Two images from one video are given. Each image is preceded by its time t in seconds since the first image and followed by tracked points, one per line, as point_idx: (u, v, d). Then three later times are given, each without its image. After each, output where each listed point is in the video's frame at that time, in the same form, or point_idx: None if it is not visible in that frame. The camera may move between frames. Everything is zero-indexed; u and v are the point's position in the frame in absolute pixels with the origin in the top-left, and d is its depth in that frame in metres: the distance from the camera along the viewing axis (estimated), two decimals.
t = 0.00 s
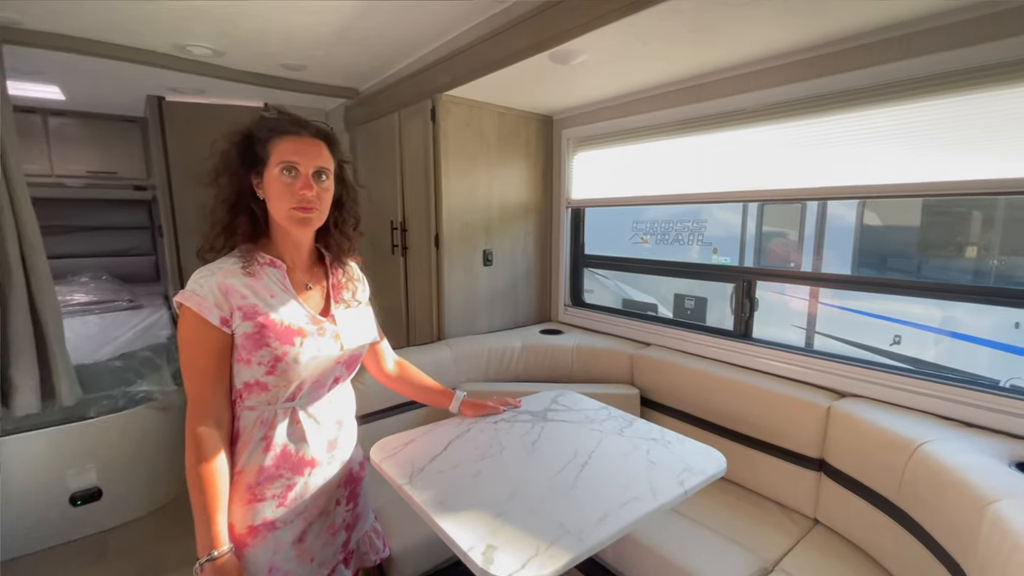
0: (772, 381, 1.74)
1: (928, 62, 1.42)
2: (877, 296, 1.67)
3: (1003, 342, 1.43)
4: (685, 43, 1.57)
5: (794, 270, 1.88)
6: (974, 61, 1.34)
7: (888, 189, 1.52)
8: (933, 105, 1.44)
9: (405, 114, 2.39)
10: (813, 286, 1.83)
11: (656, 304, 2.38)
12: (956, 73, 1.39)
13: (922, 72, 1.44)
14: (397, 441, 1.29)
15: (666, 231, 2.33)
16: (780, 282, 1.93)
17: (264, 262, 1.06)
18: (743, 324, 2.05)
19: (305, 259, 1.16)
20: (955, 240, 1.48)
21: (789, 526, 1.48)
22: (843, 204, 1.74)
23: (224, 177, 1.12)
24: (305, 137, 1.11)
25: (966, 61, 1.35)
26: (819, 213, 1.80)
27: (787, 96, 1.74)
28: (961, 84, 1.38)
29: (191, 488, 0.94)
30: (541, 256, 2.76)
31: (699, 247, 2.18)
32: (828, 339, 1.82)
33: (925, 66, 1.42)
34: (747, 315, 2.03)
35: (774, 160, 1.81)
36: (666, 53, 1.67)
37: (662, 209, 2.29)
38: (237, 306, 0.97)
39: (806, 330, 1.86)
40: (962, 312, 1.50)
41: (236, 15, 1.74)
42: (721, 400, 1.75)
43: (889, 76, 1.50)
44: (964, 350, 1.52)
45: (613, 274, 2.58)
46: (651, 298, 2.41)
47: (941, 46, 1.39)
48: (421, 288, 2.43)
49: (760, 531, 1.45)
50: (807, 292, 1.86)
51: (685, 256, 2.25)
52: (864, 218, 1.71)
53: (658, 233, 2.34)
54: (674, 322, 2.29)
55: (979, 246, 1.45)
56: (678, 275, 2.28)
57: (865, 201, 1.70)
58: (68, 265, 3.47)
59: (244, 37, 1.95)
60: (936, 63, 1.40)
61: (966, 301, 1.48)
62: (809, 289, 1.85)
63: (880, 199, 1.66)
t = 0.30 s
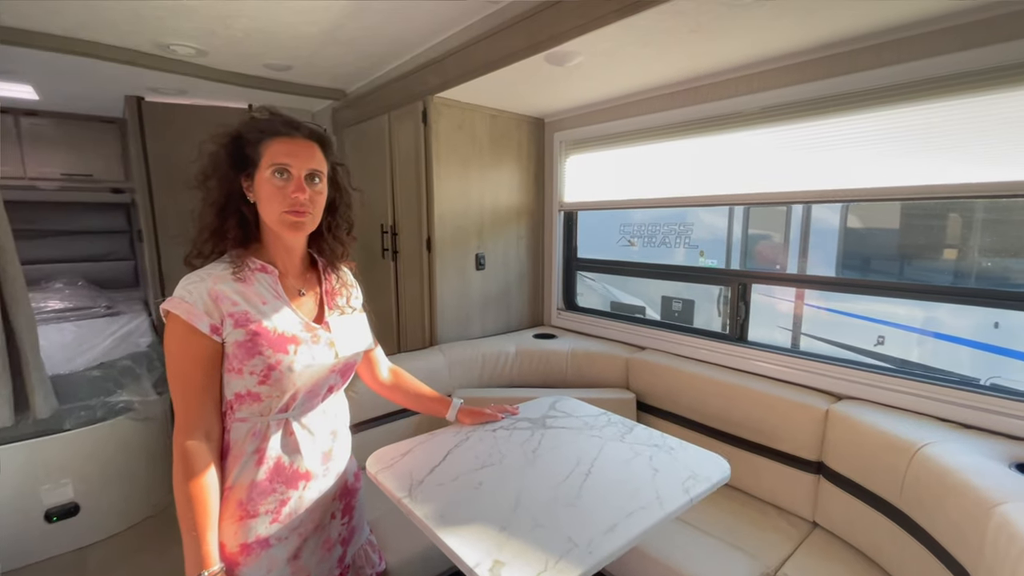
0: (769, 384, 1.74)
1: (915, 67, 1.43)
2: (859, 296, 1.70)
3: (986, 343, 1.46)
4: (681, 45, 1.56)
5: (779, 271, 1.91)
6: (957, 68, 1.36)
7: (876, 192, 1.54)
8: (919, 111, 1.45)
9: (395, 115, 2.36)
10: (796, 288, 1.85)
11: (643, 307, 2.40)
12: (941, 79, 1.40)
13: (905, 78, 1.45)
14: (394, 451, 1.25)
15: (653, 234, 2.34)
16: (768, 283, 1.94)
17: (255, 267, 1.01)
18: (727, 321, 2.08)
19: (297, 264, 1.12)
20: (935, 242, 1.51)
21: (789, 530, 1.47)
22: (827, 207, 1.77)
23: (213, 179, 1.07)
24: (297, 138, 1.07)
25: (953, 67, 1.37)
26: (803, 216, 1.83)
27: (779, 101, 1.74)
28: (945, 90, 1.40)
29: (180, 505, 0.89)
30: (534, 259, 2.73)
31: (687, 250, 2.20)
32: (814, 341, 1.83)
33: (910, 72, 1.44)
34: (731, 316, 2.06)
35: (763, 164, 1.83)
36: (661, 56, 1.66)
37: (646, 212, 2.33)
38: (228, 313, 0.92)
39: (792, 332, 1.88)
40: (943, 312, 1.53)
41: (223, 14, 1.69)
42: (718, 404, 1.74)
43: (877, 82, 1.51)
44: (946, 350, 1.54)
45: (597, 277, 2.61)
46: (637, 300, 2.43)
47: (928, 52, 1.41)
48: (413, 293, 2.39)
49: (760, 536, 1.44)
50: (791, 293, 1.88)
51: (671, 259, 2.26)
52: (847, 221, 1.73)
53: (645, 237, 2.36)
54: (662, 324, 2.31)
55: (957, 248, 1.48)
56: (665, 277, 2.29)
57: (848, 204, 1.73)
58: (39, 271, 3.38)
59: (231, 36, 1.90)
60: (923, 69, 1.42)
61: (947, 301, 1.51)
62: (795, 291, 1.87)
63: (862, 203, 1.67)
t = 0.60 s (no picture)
0: (764, 385, 1.75)
1: (903, 71, 1.45)
2: (843, 295, 1.73)
3: (967, 341, 1.49)
4: (676, 47, 1.56)
5: (765, 271, 1.93)
6: (949, 70, 1.38)
7: (864, 193, 1.56)
8: (910, 114, 1.47)
9: (385, 116, 2.33)
10: (782, 288, 1.88)
11: (631, 308, 2.42)
12: (928, 83, 1.43)
13: (898, 80, 1.47)
14: (390, 458, 1.23)
15: (641, 235, 2.35)
16: (755, 284, 1.96)
17: (248, 271, 0.98)
18: (714, 321, 2.10)
19: (291, 268, 1.09)
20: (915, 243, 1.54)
21: (786, 530, 1.48)
22: (810, 209, 1.77)
23: (204, 180, 1.04)
24: (290, 139, 1.04)
25: (940, 71, 1.40)
26: (788, 217, 1.85)
27: (771, 103, 1.76)
28: (934, 93, 1.42)
29: (173, 519, 0.86)
30: (526, 261, 2.71)
31: (674, 251, 2.22)
32: (800, 341, 1.85)
33: (904, 75, 1.45)
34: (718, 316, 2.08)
35: (750, 165, 1.85)
36: (655, 57, 1.67)
37: (631, 214, 2.35)
38: (221, 319, 0.89)
39: (778, 332, 1.90)
40: (925, 313, 1.56)
41: (209, 11, 1.65)
42: (713, 405, 1.75)
43: (866, 85, 1.53)
44: (929, 350, 1.57)
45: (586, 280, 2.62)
46: (625, 301, 2.45)
47: (915, 56, 1.43)
48: (404, 296, 2.36)
49: (758, 537, 1.44)
50: (777, 294, 1.90)
51: (657, 260, 2.29)
52: (830, 223, 1.74)
53: (632, 239, 2.37)
54: (650, 325, 2.33)
55: (938, 247, 1.51)
56: (652, 278, 2.31)
57: (831, 206, 1.73)
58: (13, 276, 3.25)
59: (217, 34, 1.86)
60: (910, 73, 1.44)
61: (929, 300, 1.54)
62: (781, 292, 1.88)
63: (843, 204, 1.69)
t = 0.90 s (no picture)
0: (755, 382, 1.76)
1: (888, 73, 1.48)
2: (829, 292, 1.76)
3: (947, 338, 1.52)
4: (668, 47, 1.57)
5: (753, 270, 1.95)
6: (936, 72, 1.41)
7: (849, 193, 1.59)
8: (896, 115, 1.50)
9: (376, 115, 2.31)
10: (770, 288, 1.90)
11: (620, 308, 2.44)
12: (913, 84, 1.46)
13: (893, 80, 1.48)
14: (386, 459, 1.22)
15: (629, 236, 2.38)
16: (743, 283, 1.99)
17: (242, 271, 0.97)
18: (702, 320, 2.13)
19: (285, 268, 1.07)
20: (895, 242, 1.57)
21: (778, 526, 1.50)
22: (797, 210, 1.81)
23: (195, 178, 1.02)
24: (283, 136, 1.03)
25: (924, 73, 1.43)
26: (774, 218, 1.87)
27: (761, 104, 1.78)
28: (921, 94, 1.45)
29: (165, 524, 0.84)
30: (517, 262, 2.71)
31: (662, 252, 2.24)
32: (787, 338, 1.88)
33: (898, 75, 1.47)
34: (706, 315, 2.11)
35: (737, 167, 1.88)
36: (646, 58, 1.68)
37: (618, 214, 2.38)
38: (215, 320, 0.88)
39: (766, 330, 1.93)
40: (907, 310, 1.59)
41: (195, 7, 1.62)
42: (705, 403, 1.76)
43: (852, 86, 1.56)
44: (911, 346, 1.60)
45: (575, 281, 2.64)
46: (614, 301, 2.47)
47: (900, 59, 1.46)
48: (395, 297, 2.34)
49: (751, 533, 1.45)
50: (765, 293, 1.93)
51: (645, 260, 2.31)
52: (815, 224, 1.78)
53: (621, 239, 2.40)
54: (640, 324, 2.35)
55: (919, 248, 1.54)
56: (642, 278, 2.33)
57: (817, 207, 1.76)
58: None
59: (204, 31, 1.83)
60: (894, 75, 1.47)
61: (911, 298, 1.57)
62: (768, 290, 1.91)
63: (826, 205, 1.73)
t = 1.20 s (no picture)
0: (747, 381, 1.77)
1: (880, 73, 1.49)
2: (817, 292, 1.77)
3: (932, 336, 1.54)
4: (660, 47, 1.57)
5: (743, 269, 1.97)
6: (923, 74, 1.43)
7: (838, 194, 1.61)
8: (884, 116, 1.52)
9: (366, 115, 2.29)
10: (760, 287, 1.92)
11: (611, 308, 2.45)
12: (901, 86, 1.48)
13: (884, 81, 1.49)
14: (379, 462, 1.20)
15: (619, 236, 2.39)
16: (734, 283, 2.00)
17: (231, 272, 0.95)
18: (693, 320, 2.14)
19: (276, 268, 1.06)
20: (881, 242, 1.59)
21: (771, 524, 1.50)
22: (785, 211, 1.82)
23: (182, 179, 1.00)
24: (273, 135, 1.01)
25: (912, 75, 1.45)
26: (762, 218, 1.89)
27: (752, 104, 1.79)
28: (909, 96, 1.47)
29: (153, 531, 0.82)
30: (509, 262, 2.70)
31: (653, 252, 2.25)
32: (776, 337, 1.90)
33: (888, 76, 1.48)
34: (697, 315, 2.12)
35: (726, 167, 1.89)
36: (638, 58, 1.68)
37: (609, 214, 2.39)
38: (204, 323, 0.86)
39: (755, 330, 1.94)
40: (893, 309, 1.61)
41: (181, 4, 1.59)
42: (697, 402, 1.77)
43: (841, 87, 1.58)
44: (897, 344, 1.62)
45: (566, 281, 2.64)
46: (605, 302, 2.48)
47: (887, 60, 1.48)
48: (387, 297, 2.32)
49: (745, 532, 1.46)
50: (755, 292, 1.94)
51: (635, 260, 2.32)
52: (803, 224, 1.79)
53: (611, 240, 2.41)
54: (631, 324, 2.35)
55: (904, 247, 1.56)
56: (632, 278, 2.34)
57: (805, 207, 1.77)
58: None
59: (190, 29, 1.79)
60: (884, 76, 1.49)
61: (897, 297, 1.59)
62: (757, 290, 1.93)
63: (815, 205, 1.74)
